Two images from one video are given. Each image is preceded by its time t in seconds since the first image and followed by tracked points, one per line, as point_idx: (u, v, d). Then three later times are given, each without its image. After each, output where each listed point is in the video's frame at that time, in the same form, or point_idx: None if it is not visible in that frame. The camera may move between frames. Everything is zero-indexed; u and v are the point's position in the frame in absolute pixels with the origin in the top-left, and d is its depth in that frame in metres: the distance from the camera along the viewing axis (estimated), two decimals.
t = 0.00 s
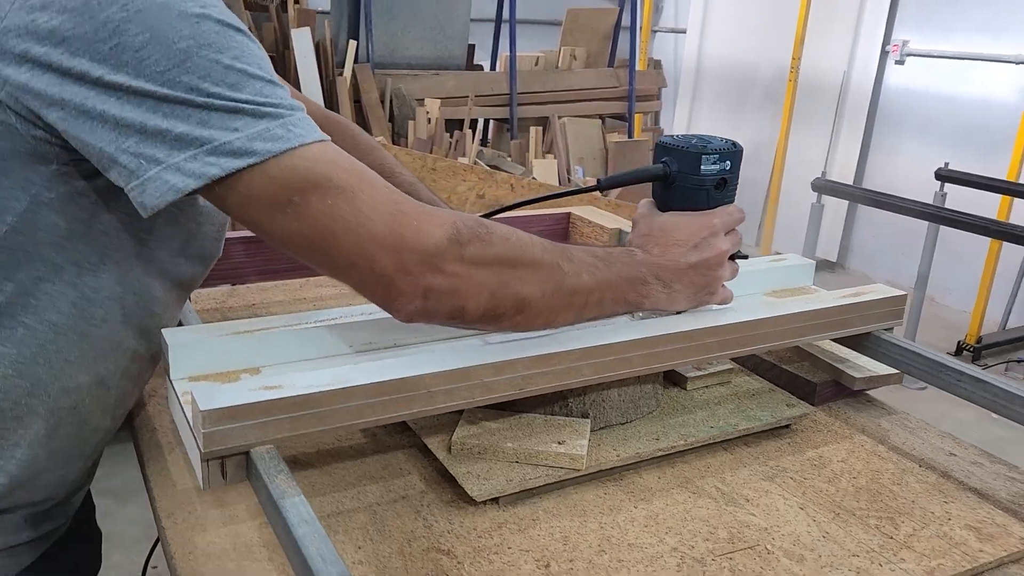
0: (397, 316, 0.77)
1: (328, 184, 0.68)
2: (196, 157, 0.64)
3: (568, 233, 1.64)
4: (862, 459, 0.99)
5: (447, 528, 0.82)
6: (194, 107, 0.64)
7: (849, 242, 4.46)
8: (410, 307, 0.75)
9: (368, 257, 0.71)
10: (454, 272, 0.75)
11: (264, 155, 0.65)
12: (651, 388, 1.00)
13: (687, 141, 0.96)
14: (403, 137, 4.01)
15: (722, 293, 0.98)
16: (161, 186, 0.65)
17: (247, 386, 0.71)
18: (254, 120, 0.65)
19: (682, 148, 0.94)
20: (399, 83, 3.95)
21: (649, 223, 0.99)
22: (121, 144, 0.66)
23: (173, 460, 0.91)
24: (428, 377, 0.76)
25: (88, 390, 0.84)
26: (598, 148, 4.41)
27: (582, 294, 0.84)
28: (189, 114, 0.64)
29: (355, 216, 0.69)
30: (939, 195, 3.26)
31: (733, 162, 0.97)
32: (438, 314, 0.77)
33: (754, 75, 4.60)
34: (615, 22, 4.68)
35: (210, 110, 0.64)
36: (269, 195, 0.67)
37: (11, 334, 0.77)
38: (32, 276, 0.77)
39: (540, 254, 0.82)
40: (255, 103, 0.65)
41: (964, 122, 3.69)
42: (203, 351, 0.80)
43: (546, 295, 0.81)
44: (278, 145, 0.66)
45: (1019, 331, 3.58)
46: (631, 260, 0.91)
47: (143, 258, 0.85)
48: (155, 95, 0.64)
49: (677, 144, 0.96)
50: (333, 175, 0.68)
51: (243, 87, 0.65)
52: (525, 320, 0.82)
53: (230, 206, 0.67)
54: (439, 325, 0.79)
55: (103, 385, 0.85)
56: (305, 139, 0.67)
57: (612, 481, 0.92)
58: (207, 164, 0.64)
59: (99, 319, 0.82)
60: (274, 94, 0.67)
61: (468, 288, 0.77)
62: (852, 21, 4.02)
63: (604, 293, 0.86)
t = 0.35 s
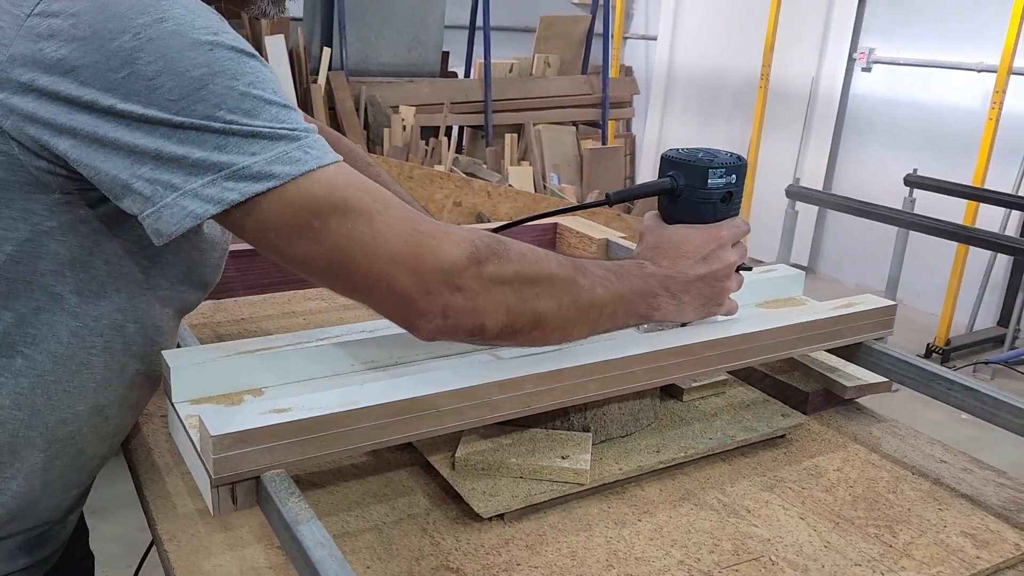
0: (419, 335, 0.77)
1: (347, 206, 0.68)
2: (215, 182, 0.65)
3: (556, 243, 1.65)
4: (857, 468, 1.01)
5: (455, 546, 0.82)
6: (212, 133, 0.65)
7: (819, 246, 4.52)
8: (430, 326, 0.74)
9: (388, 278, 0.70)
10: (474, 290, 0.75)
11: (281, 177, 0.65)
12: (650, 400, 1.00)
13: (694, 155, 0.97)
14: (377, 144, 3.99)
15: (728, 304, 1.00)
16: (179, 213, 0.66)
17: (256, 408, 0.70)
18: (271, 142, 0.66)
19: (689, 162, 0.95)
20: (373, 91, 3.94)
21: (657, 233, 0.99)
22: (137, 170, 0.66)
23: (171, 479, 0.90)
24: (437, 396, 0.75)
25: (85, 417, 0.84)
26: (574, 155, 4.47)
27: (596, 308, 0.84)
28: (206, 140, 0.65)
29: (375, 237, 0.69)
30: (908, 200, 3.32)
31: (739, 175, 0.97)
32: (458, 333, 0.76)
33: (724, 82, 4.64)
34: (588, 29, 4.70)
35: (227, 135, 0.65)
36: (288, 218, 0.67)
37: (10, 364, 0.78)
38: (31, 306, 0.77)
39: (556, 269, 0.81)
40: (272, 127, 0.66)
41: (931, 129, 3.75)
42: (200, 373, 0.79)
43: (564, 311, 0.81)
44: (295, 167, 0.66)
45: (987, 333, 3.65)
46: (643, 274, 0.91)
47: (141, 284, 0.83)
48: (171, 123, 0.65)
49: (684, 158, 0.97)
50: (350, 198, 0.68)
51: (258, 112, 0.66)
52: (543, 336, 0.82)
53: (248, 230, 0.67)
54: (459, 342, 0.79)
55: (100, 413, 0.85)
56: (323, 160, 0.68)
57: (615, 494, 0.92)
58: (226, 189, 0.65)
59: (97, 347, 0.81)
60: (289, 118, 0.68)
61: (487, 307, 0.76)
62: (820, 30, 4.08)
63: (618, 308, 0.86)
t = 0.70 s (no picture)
0: (415, 347, 0.76)
1: (344, 219, 0.67)
2: (207, 194, 0.64)
3: (539, 245, 1.65)
4: (849, 466, 1.03)
5: (459, 553, 0.82)
6: (203, 144, 0.63)
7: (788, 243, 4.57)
8: (427, 338, 0.74)
9: (387, 291, 0.70)
10: (472, 301, 0.75)
11: (276, 189, 0.65)
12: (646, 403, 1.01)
13: (691, 161, 1.00)
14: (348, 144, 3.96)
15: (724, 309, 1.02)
16: (168, 226, 0.64)
17: (266, 424, 0.71)
18: (264, 154, 0.65)
19: (687, 167, 0.98)
20: (344, 90, 3.91)
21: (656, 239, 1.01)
22: (125, 183, 0.64)
23: (163, 490, 0.89)
24: (446, 408, 0.76)
25: (72, 430, 0.82)
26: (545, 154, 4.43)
27: (591, 315, 0.84)
28: (196, 152, 0.64)
29: (373, 250, 0.68)
30: (875, 198, 3.38)
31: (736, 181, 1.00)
32: (453, 344, 0.76)
33: (693, 80, 4.68)
34: (558, 28, 4.71)
35: (219, 146, 0.64)
36: (285, 232, 0.66)
37: None
38: (17, 319, 0.75)
39: (552, 277, 0.81)
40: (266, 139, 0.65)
41: (897, 126, 3.80)
42: (200, 386, 0.78)
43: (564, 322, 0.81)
44: (290, 179, 0.65)
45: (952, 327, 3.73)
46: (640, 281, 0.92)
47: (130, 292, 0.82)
48: (161, 134, 0.63)
49: (682, 163, 1.00)
50: (347, 210, 0.67)
51: (251, 122, 0.65)
52: (538, 346, 0.82)
53: (241, 243, 0.66)
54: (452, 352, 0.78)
55: (86, 425, 0.83)
56: (316, 172, 0.67)
57: (614, 497, 0.92)
58: (217, 202, 0.64)
59: (84, 358, 0.80)
60: (282, 129, 0.67)
61: (483, 317, 0.76)
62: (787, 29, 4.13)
63: (618, 314, 0.87)
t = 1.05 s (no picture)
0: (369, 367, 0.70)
1: (298, 232, 0.60)
2: (148, 207, 0.57)
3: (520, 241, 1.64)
4: (841, 460, 1.03)
5: (459, 561, 0.80)
6: (146, 147, 0.56)
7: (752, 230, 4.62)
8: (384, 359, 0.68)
9: (341, 310, 0.63)
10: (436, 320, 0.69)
11: (223, 200, 0.57)
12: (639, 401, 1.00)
13: (655, 160, 0.94)
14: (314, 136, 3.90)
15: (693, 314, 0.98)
16: (109, 240, 0.58)
17: (263, 437, 0.69)
18: (214, 159, 0.57)
19: (651, 167, 0.92)
20: (309, 80, 3.85)
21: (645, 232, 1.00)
22: (61, 194, 0.57)
23: (150, 505, 0.86)
24: (446, 417, 0.75)
25: (43, 447, 0.79)
26: (513, 143, 4.41)
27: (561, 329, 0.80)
28: (139, 155, 0.56)
29: (327, 266, 0.61)
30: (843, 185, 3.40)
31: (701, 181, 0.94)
32: (414, 363, 0.70)
33: (658, 68, 4.68)
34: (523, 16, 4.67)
35: (164, 150, 0.56)
36: (233, 244, 0.59)
37: None
38: None
39: (521, 290, 0.76)
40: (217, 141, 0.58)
41: (859, 113, 3.83)
42: (192, 400, 0.77)
43: (527, 337, 0.76)
44: (239, 188, 0.58)
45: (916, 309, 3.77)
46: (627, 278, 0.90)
47: (95, 299, 0.75)
48: (100, 135, 0.56)
49: (645, 163, 0.94)
50: (303, 222, 0.60)
51: (200, 121, 0.57)
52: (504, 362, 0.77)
53: (189, 256, 0.59)
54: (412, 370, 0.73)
55: (60, 440, 0.80)
56: (270, 179, 0.59)
57: (611, 498, 0.92)
58: (161, 214, 0.57)
59: (53, 372, 0.75)
60: (236, 128, 0.60)
61: (448, 336, 0.70)
62: (750, 17, 4.15)
63: (584, 323, 0.82)
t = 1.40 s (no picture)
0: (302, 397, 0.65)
1: (220, 243, 0.56)
2: (58, 211, 0.53)
3: (503, 231, 1.62)
4: (836, 450, 1.03)
5: (461, 567, 0.79)
6: (56, 143, 0.53)
7: (726, 209, 4.62)
8: (315, 387, 0.63)
9: (269, 331, 0.59)
10: (372, 343, 0.64)
11: (138, 206, 0.54)
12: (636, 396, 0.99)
13: (607, 158, 0.90)
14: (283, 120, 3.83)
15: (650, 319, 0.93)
16: (16, 248, 0.54)
17: (262, 449, 0.66)
18: (129, 159, 0.54)
19: (604, 164, 0.87)
20: (277, 63, 3.77)
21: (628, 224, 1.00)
22: None
23: (140, 515, 0.84)
24: (448, 423, 0.73)
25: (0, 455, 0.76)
26: (486, 124, 4.39)
27: (510, 345, 0.75)
28: (48, 151, 0.53)
29: (250, 282, 0.57)
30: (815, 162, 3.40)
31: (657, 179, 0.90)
32: (350, 390, 0.65)
33: (629, 46, 4.64)
34: None
35: (75, 147, 0.53)
36: (149, 255, 0.55)
37: None
38: None
39: (467, 307, 0.71)
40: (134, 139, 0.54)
41: (830, 90, 3.82)
42: (186, 411, 0.74)
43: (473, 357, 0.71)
44: (157, 191, 0.54)
45: (887, 284, 3.73)
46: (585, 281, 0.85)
47: (43, 300, 0.72)
48: (7, 128, 0.53)
49: (598, 161, 0.89)
50: (227, 233, 0.56)
51: (116, 116, 0.54)
52: (450, 383, 0.72)
53: (103, 265, 0.55)
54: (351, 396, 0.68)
55: (19, 446, 0.77)
56: (194, 183, 0.55)
57: (610, 496, 0.91)
58: (70, 220, 0.53)
59: None
60: (159, 126, 0.56)
61: (387, 360, 0.66)
62: None
63: (533, 338, 0.76)
